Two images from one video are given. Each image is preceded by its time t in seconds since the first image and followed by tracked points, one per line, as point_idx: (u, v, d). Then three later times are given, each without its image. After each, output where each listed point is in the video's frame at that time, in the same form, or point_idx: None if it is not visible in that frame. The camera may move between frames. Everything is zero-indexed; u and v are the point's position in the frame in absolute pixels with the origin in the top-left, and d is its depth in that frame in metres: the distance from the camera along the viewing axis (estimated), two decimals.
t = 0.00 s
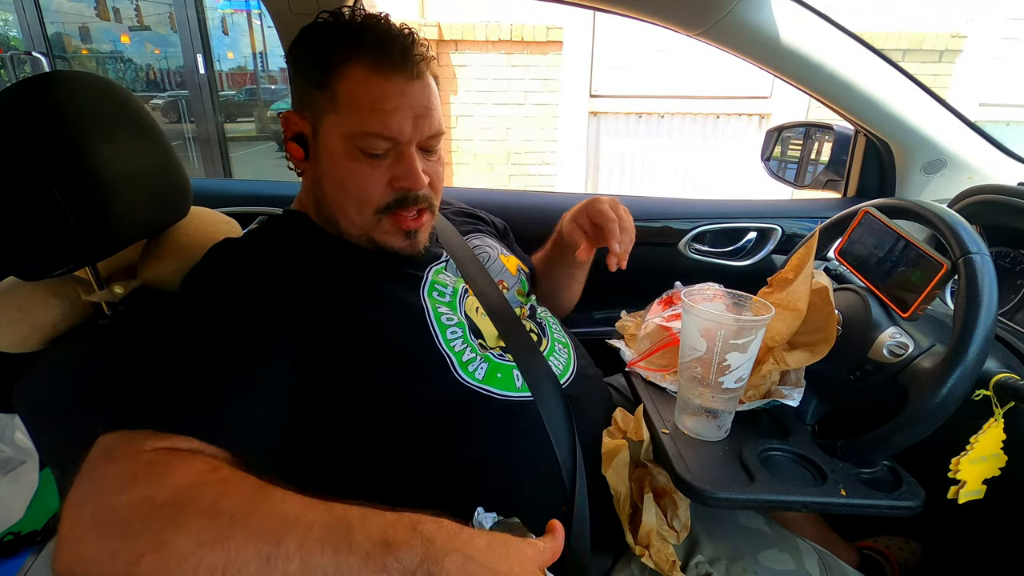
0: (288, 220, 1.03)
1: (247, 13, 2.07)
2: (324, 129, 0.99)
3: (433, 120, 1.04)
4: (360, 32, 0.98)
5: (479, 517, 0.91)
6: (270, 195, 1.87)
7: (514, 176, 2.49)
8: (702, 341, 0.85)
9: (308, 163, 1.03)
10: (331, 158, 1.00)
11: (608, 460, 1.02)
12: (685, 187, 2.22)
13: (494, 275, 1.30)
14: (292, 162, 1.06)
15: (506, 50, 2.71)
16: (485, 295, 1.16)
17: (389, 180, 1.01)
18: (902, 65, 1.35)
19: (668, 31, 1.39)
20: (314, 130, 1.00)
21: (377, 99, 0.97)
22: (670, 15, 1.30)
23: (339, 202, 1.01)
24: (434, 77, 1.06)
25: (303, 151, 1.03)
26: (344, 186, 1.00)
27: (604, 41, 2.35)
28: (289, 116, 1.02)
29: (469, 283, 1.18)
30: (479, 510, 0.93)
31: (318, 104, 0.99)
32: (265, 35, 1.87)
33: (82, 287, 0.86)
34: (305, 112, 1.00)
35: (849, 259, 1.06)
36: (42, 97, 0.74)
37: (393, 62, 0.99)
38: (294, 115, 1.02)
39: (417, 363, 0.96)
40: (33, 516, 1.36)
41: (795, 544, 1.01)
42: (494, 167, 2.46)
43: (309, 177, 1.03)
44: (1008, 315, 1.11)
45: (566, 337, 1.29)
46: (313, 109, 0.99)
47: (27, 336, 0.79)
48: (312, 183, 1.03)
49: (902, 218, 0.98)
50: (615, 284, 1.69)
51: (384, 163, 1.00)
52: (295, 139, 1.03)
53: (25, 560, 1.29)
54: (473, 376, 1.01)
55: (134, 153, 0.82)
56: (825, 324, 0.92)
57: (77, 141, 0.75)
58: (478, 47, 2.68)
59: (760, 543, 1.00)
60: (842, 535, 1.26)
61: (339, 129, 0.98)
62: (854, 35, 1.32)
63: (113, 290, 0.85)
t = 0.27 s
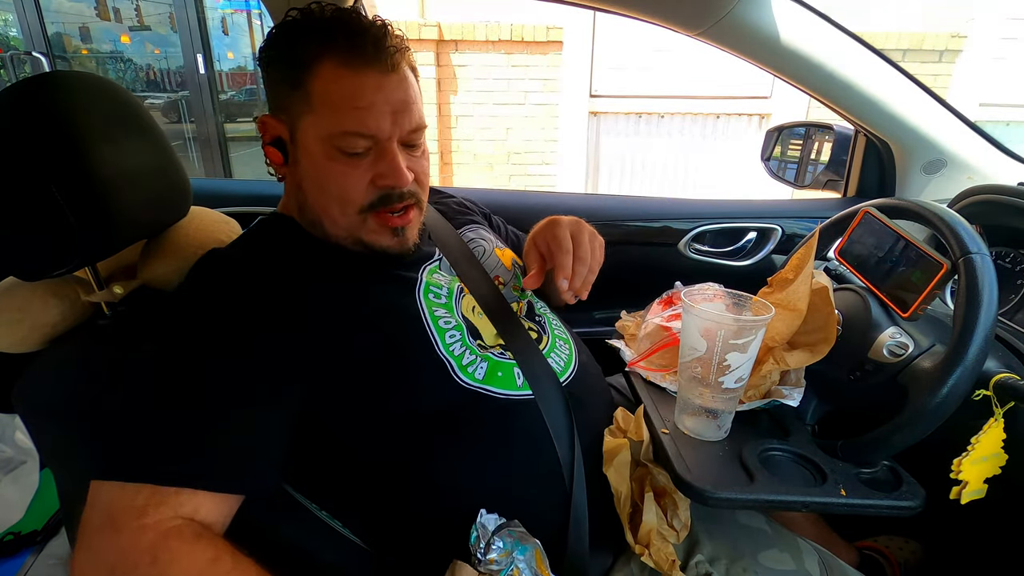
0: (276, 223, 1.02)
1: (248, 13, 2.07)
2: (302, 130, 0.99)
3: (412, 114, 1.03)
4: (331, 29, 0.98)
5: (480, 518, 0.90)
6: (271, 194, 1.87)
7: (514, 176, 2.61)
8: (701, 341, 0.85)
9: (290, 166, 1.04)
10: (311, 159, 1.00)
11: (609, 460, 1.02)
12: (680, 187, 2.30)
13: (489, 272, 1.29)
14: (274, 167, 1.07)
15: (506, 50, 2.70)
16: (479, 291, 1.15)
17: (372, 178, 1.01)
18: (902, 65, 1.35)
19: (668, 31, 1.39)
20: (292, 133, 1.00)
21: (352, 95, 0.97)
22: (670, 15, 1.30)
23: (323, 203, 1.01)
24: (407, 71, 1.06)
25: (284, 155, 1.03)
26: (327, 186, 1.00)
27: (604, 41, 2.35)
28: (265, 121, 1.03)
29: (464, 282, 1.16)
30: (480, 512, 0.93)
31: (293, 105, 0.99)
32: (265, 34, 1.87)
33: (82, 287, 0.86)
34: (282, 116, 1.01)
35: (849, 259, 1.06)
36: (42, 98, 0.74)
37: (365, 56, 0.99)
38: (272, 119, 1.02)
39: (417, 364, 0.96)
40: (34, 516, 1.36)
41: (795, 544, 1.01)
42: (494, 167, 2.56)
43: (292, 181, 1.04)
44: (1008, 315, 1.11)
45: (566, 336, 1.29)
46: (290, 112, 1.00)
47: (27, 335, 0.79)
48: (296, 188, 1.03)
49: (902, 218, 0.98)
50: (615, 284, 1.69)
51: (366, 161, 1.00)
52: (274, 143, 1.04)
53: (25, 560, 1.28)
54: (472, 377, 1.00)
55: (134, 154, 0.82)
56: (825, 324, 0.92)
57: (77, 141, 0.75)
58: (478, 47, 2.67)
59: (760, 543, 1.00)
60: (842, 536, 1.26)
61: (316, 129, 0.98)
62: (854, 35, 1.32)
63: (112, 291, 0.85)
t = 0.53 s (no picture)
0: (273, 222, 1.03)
1: (248, 12, 2.07)
2: (294, 128, 1.00)
3: (404, 108, 1.03)
4: (320, 26, 0.98)
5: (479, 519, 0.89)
6: (271, 194, 1.87)
7: (514, 176, 2.61)
8: (702, 341, 0.85)
9: (284, 165, 1.04)
10: (303, 157, 1.00)
11: (610, 460, 1.02)
12: (679, 188, 2.33)
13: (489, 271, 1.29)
14: (270, 167, 1.08)
15: (506, 50, 2.70)
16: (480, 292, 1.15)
17: (364, 175, 1.01)
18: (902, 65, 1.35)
19: (668, 31, 1.39)
20: (285, 131, 1.01)
21: (342, 91, 0.97)
22: (670, 15, 1.30)
23: (315, 201, 1.01)
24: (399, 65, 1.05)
25: (278, 154, 1.04)
26: (319, 183, 1.00)
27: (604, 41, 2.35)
28: (258, 121, 1.04)
29: (463, 283, 1.15)
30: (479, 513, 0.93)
31: (284, 103, 0.99)
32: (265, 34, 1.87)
33: (82, 287, 0.85)
34: (275, 115, 1.02)
35: (849, 259, 1.06)
36: (42, 98, 0.74)
37: (354, 51, 0.98)
38: (265, 118, 1.03)
39: (417, 365, 0.96)
40: (34, 517, 1.36)
41: (795, 544, 1.01)
42: (494, 167, 2.56)
43: (286, 180, 1.05)
44: (1008, 315, 1.11)
45: (566, 337, 1.29)
46: (282, 111, 1.00)
47: (26, 336, 0.79)
48: (289, 186, 1.04)
49: (902, 218, 0.98)
50: (615, 284, 1.69)
51: (358, 157, 1.00)
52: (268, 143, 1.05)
53: (25, 560, 1.28)
54: (471, 380, 1.00)
55: (134, 153, 0.82)
56: (825, 324, 0.92)
57: (77, 140, 0.75)
58: (478, 47, 2.68)
59: (761, 543, 1.00)
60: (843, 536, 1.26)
61: (308, 127, 0.99)
62: (854, 35, 1.32)
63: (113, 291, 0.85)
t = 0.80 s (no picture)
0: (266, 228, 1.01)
1: (247, 12, 2.07)
2: (321, 116, 0.99)
3: (425, 98, 1.08)
4: (344, 16, 1.01)
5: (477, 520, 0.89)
6: (271, 194, 1.88)
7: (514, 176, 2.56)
8: (702, 341, 0.85)
9: (302, 156, 1.03)
10: (331, 145, 1.00)
11: (610, 460, 1.02)
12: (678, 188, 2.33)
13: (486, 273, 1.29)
14: (280, 160, 1.05)
15: (506, 50, 2.71)
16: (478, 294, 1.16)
17: (395, 160, 1.03)
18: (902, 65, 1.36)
19: (668, 31, 1.40)
20: (308, 121, 1.00)
21: (374, 78, 1.00)
22: (670, 15, 1.30)
23: (346, 187, 1.01)
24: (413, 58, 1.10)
25: (296, 146, 1.02)
26: (350, 170, 1.01)
27: (604, 41, 2.35)
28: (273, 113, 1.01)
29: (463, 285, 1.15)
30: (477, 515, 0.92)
31: (307, 93, 0.99)
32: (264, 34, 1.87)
33: (82, 286, 0.85)
34: (294, 105, 1.00)
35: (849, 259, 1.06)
36: (42, 97, 0.74)
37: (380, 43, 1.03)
38: (280, 110, 1.01)
39: (416, 365, 0.96)
40: (34, 517, 1.36)
41: (795, 544, 1.00)
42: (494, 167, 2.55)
43: (306, 171, 1.03)
44: (1008, 315, 1.11)
45: (565, 337, 1.29)
46: (303, 100, 0.99)
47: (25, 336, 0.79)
48: (311, 177, 1.03)
49: (903, 218, 0.98)
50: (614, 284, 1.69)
51: (389, 142, 1.02)
52: (282, 136, 1.03)
53: (25, 560, 1.28)
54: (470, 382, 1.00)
55: (135, 152, 0.82)
56: (825, 325, 0.92)
57: (78, 139, 0.75)
58: (478, 47, 2.68)
59: (760, 543, 1.00)
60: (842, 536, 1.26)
61: (338, 114, 0.99)
62: (853, 35, 1.32)
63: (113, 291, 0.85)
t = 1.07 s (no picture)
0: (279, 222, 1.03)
1: (247, 12, 2.07)
2: (337, 110, 1.03)
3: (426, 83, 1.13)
4: (340, 12, 1.05)
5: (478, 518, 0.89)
6: (271, 195, 1.88)
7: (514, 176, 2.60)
8: (702, 341, 0.85)
9: (319, 155, 1.06)
10: (349, 136, 1.04)
11: (610, 458, 1.02)
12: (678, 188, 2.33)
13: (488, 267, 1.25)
14: (295, 163, 1.07)
15: (506, 50, 2.71)
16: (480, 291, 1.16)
17: (412, 142, 1.08)
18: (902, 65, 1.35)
19: (668, 31, 1.40)
20: (322, 119, 1.03)
21: (382, 64, 1.05)
22: (670, 15, 1.30)
23: (370, 173, 1.06)
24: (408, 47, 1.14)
25: (313, 144, 1.05)
26: (371, 157, 1.05)
27: (604, 41, 2.35)
28: (285, 117, 1.04)
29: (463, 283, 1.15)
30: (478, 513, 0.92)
31: (319, 90, 1.02)
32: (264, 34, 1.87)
33: (82, 286, 0.85)
34: (306, 105, 1.03)
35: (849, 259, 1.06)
36: (42, 97, 0.74)
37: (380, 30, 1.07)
38: (291, 113, 1.04)
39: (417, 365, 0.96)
40: (35, 516, 1.37)
41: (795, 544, 1.00)
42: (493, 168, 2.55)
43: (324, 167, 1.06)
44: (1008, 316, 1.11)
45: (566, 337, 1.29)
46: (315, 98, 1.03)
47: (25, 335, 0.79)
48: (331, 172, 1.06)
49: (902, 219, 0.98)
50: (614, 284, 1.69)
51: (403, 127, 1.07)
52: (295, 138, 1.05)
53: (25, 560, 1.29)
54: (478, 376, 1.01)
55: (135, 152, 0.82)
56: (825, 324, 0.92)
57: (77, 139, 0.75)
58: (478, 47, 2.68)
59: (760, 543, 1.00)
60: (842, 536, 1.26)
61: (353, 105, 1.03)
62: (854, 35, 1.32)
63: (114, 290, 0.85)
